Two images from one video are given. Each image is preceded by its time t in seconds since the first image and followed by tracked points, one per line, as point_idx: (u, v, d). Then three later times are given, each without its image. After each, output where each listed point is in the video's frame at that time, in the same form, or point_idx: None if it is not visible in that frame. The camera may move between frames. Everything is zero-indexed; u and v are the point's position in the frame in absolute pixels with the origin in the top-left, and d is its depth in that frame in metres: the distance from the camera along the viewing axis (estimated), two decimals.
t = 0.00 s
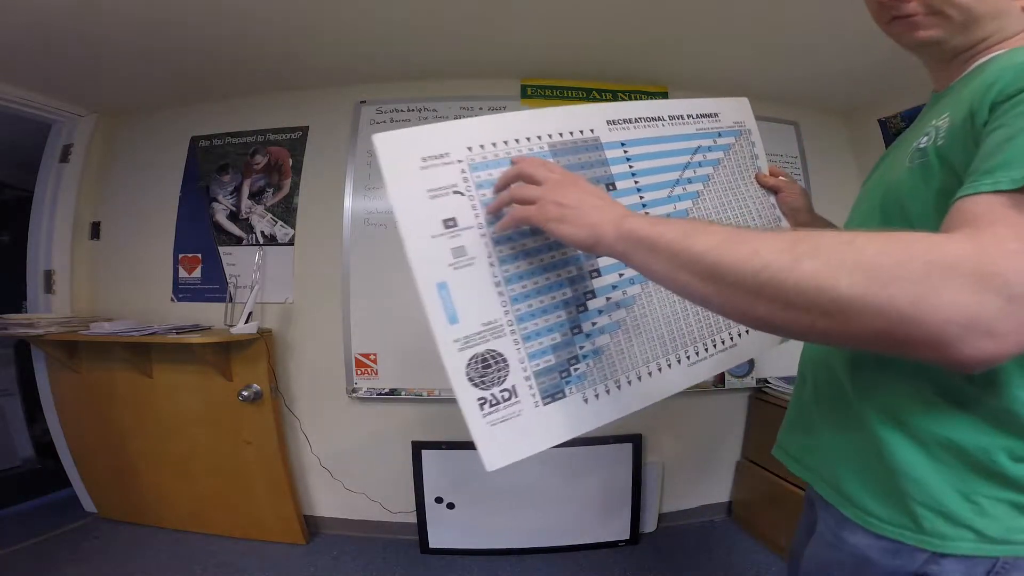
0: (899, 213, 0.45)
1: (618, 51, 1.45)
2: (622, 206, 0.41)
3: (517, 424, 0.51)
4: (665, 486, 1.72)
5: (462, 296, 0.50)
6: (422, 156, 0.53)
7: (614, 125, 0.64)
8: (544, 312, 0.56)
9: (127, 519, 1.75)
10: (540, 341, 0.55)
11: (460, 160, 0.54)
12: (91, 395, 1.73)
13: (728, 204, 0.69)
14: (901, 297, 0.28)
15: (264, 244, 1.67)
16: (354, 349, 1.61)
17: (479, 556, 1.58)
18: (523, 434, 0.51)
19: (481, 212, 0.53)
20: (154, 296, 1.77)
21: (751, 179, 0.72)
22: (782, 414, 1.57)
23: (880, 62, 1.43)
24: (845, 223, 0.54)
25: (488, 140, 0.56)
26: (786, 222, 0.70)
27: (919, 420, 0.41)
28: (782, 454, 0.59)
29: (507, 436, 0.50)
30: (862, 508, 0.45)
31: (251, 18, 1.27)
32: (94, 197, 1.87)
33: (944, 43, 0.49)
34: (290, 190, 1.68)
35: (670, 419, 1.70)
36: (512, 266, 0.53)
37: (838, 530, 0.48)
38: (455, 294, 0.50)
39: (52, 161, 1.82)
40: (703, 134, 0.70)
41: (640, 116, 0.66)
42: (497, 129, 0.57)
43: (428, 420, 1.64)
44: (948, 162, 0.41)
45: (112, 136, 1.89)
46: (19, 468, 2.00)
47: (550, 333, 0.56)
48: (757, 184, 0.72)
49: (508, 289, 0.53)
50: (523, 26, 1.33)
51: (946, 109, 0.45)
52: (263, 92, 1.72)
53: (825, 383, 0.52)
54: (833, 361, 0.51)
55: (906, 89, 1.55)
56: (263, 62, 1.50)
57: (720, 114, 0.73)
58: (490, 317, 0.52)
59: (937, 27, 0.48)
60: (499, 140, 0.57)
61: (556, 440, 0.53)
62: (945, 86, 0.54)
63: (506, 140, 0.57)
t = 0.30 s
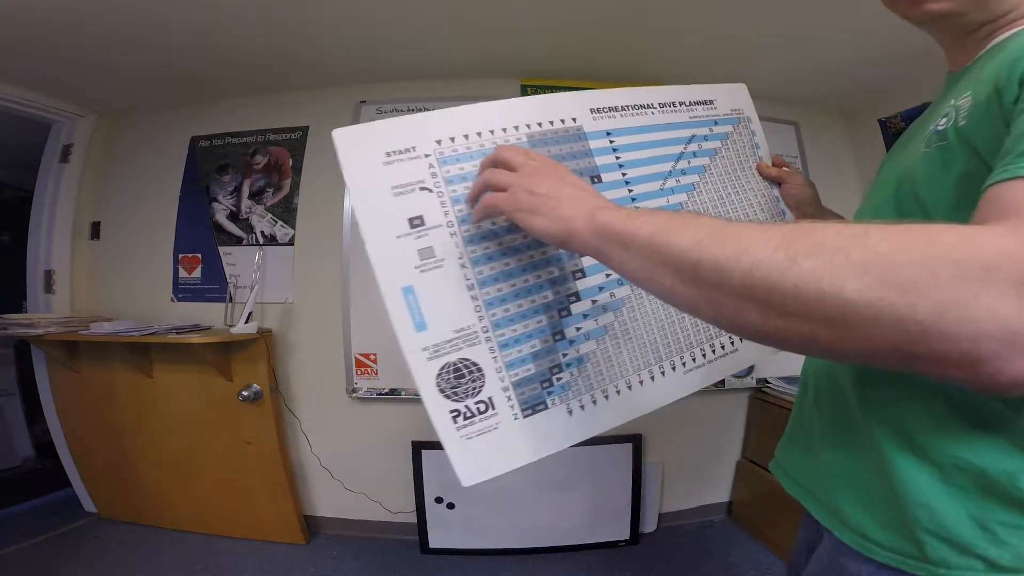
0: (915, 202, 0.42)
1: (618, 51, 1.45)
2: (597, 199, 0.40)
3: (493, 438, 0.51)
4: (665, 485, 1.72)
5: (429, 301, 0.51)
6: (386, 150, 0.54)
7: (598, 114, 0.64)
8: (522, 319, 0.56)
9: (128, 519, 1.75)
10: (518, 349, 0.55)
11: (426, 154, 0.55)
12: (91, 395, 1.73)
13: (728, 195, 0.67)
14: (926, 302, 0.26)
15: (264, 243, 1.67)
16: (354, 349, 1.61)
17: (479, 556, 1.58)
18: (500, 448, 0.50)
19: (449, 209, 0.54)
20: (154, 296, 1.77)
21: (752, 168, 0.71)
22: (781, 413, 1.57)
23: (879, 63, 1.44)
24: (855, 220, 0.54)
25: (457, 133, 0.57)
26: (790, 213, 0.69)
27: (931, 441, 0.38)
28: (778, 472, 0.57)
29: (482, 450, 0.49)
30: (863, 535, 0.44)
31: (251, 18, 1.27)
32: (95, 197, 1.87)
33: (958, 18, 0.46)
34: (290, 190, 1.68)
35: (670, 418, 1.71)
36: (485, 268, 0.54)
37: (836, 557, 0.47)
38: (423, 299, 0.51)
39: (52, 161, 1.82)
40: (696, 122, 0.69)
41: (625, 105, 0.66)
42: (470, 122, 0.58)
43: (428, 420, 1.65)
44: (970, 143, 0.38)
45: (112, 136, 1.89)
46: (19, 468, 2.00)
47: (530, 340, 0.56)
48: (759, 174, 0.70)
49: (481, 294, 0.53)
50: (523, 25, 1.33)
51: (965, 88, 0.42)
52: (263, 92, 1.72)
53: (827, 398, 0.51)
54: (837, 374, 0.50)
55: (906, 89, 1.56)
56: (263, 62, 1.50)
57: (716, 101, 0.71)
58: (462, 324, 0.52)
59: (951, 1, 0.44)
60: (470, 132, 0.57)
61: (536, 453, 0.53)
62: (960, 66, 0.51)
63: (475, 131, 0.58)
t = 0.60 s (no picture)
0: (919, 200, 0.42)
1: (618, 50, 1.45)
2: (598, 187, 0.37)
3: (477, 443, 0.52)
4: (665, 486, 1.71)
5: (410, 306, 0.53)
6: (370, 156, 0.56)
7: (584, 117, 0.64)
8: (506, 324, 0.57)
9: (128, 519, 1.75)
10: (503, 354, 0.57)
11: (410, 158, 0.57)
12: (91, 395, 1.73)
13: (718, 198, 0.66)
14: (933, 309, 0.25)
15: (264, 244, 1.67)
16: (354, 349, 1.61)
17: (480, 556, 1.58)
18: (483, 454, 0.52)
19: (432, 211, 0.56)
20: (154, 296, 1.77)
21: (745, 171, 0.69)
22: (781, 413, 1.57)
23: (880, 63, 1.43)
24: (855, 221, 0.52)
25: (442, 138, 0.59)
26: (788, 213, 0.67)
27: (935, 448, 0.38)
28: (778, 478, 0.57)
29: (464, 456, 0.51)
30: (865, 544, 0.44)
31: (250, 17, 1.27)
32: (95, 197, 1.87)
33: (965, 7, 0.45)
34: (290, 190, 1.68)
35: (670, 418, 1.71)
36: (469, 271, 0.56)
37: (836, 566, 0.47)
38: (406, 304, 0.53)
39: (52, 161, 1.82)
40: (684, 126, 0.69)
41: (611, 108, 0.66)
42: (455, 128, 0.59)
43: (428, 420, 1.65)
44: (974, 138, 0.38)
45: (112, 136, 1.89)
46: (19, 468, 2.00)
47: (515, 346, 0.57)
48: (753, 177, 0.69)
49: (464, 299, 0.55)
50: (523, 25, 1.32)
51: (970, 81, 0.41)
52: (263, 92, 1.71)
53: (829, 404, 0.51)
54: (840, 379, 0.50)
55: (906, 89, 1.56)
56: (263, 62, 1.50)
57: (703, 104, 0.71)
58: (444, 328, 0.54)
59: None
60: (456, 137, 0.58)
61: (522, 462, 0.53)
62: (968, 57, 0.50)
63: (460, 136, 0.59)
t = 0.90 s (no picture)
0: (919, 200, 0.43)
1: (618, 50, 1.45)
2: (585, 177, 0.38)
3: (478, 448, 0.53)
4: (665, 486, 1.71)
5: (411, 316, 0.54)
6: (365, 165, 0.56)
7: (581, 119, 0.64)
8: (505, 331, 0.57)
9: (128, 519, 1.75)
10: (502, 361, 0.57)
11: (406, 167, 0.57)
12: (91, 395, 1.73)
13: (717, 197, 0.66)
14: (927, 308, 0.25)
15: (264, 243, 1.67)
16: (354, 349, 1.62)
17: (480, 556, 1.58)
18: (485, 459, 0.53)
19: (429, 221, 0.56)
20: (154, 296, 1.77)
21: (745, 171, 0.69)
22: (780, 413, 1.58)
23: (880, 63, 1.43)
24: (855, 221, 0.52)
25: (438, 143, 0.58)
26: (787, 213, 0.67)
27: (936, 451, 0.38)
28: (778, 477, 0.58)
29: (469, 461, 0.53)
30: (864, 543, 0.44)
31: (250, 17, 1.27)
32: (95, 197, 1.87)
33: (966, 6, 0.45)
34: (290, 190, 1.68)
35: (670, 418, 1.71)
36: (467, 281, 0.56)
37: (838, 565, 0.47)
38: (406, 314, 0.54)
39: (53, 161, 1.82)
40: (684, 125, 0.69)
41: (610, 109, 0.66)
42: (451, 132, 0.59)
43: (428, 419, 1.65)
44: (974, 139, 0.38)
45: (111, 136, 1.88)
46: (19, 468, 2.00)
47: (514, 352, 0.58)
48: (753, 176, 0.69)
49: (464, 307, 0.56)
50: (523, 25, 1.32)
51: (971, 81, 0.41)
52: (263, 93, 1.71)
53: (829, 406, 0.51)
54: (841, 381, 0.49)
55: (907, 88, 1.56)
56: (263, 61, 1.50)
57: (703, 103, 0.70)
58: (444, 336, 0.54)
59: None
60: (451, 143, 0.58)
61: (523, 465, 0.54)
62: (969, 56, 0.50)
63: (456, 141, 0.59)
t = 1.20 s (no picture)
0: (921, 201, 0.42)
1: (618, 50, 1.44)
2: (585, 177, 0.39)
3: (478, 448, 0.53)
4: (665, 486, 1.71)
5: (411, 318, 0.54)
6: (363, 166, 0.56)
7: (580, 118, 0.64)
8: (504, 333, 0.57)
9: (128, 519, 1.75)
10: (502, 362, 0.57)
11: (403, 167, 0.56)
12: (91, 395, 1.73)
13: (717, 196, 0.66)
14: (930, 312, 0.25)
15: (264, 243, 1.67)
16: (354, 349, 1.62)
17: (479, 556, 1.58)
18: (486, 459, 0.53)
19: (428, 222, 0.56)
20: (154, 296, 1.77)
21: (745, 170, 0.69)
22: (781, 413, 1.58)
23: (881, 63, 1.43)
24: (855, 221, 0.52)
25: (438, 144, 0.58)
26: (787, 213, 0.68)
27: (934, 452, 0.38)
28: (777, 476, 0.57)
29: (469, 461, 0.53)
30: (864, 543, 0.44)
31: (251, 17, 1.27)
32: (95, 197, 1.87)
33: (969, 6, 0.45)
34: (290, 190, 1.68)
35: (670, 417, 1.71)
36: (466, 282, 0.56)
37: (835, 565, 0.47)
38: (405, 315, 0.53)
39: (53, 161, 1.82)
40: (683, 123, 0.69)
41: (610, 108, 0.65)
42: (450, 132, 0.59)
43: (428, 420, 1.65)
44: (976, 140, 0.38)
45: (111, 136, 1.88)
46: (19, 468, 2.01)
47: (513, 353, 0.58)
48: (752, 175, 0.69)
49: (463, 308, 0.56)
50: (524, 25, 1.32)
51: (973, 82, 0.41)
52: (263, 93, 1.72)
53: (827, 407, 0.50)
54: (840, 383, 0.49)
55: (907, 89, 1.56)
56: (264, 61, 1.50)
57: (703, 101, 0.70)
58: (444, 338, 0.55)
59: None
60: (451, 144, 0.58)
61: (523, 466, 0.54)
62: (970, 55, 0.50)
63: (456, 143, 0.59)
